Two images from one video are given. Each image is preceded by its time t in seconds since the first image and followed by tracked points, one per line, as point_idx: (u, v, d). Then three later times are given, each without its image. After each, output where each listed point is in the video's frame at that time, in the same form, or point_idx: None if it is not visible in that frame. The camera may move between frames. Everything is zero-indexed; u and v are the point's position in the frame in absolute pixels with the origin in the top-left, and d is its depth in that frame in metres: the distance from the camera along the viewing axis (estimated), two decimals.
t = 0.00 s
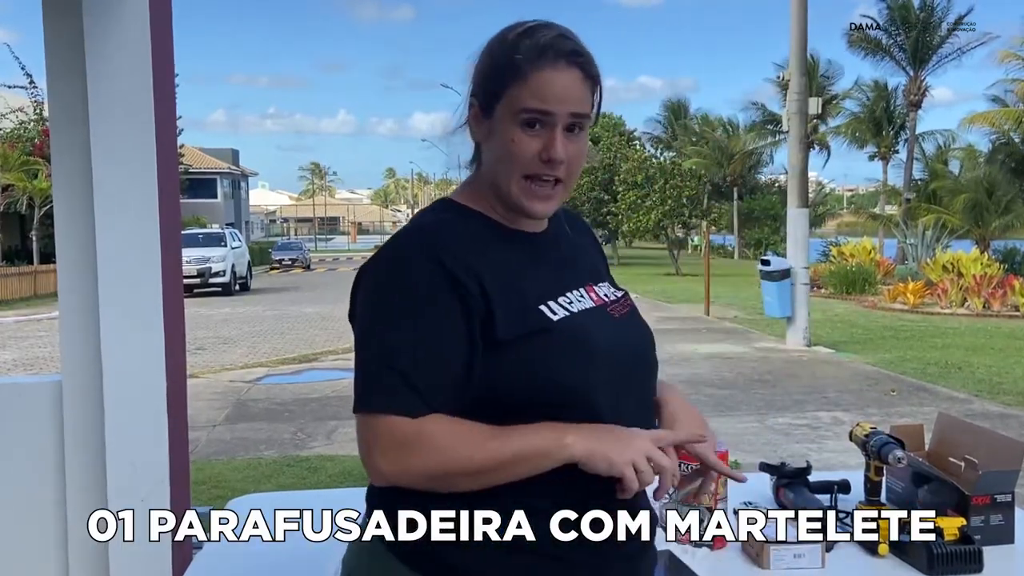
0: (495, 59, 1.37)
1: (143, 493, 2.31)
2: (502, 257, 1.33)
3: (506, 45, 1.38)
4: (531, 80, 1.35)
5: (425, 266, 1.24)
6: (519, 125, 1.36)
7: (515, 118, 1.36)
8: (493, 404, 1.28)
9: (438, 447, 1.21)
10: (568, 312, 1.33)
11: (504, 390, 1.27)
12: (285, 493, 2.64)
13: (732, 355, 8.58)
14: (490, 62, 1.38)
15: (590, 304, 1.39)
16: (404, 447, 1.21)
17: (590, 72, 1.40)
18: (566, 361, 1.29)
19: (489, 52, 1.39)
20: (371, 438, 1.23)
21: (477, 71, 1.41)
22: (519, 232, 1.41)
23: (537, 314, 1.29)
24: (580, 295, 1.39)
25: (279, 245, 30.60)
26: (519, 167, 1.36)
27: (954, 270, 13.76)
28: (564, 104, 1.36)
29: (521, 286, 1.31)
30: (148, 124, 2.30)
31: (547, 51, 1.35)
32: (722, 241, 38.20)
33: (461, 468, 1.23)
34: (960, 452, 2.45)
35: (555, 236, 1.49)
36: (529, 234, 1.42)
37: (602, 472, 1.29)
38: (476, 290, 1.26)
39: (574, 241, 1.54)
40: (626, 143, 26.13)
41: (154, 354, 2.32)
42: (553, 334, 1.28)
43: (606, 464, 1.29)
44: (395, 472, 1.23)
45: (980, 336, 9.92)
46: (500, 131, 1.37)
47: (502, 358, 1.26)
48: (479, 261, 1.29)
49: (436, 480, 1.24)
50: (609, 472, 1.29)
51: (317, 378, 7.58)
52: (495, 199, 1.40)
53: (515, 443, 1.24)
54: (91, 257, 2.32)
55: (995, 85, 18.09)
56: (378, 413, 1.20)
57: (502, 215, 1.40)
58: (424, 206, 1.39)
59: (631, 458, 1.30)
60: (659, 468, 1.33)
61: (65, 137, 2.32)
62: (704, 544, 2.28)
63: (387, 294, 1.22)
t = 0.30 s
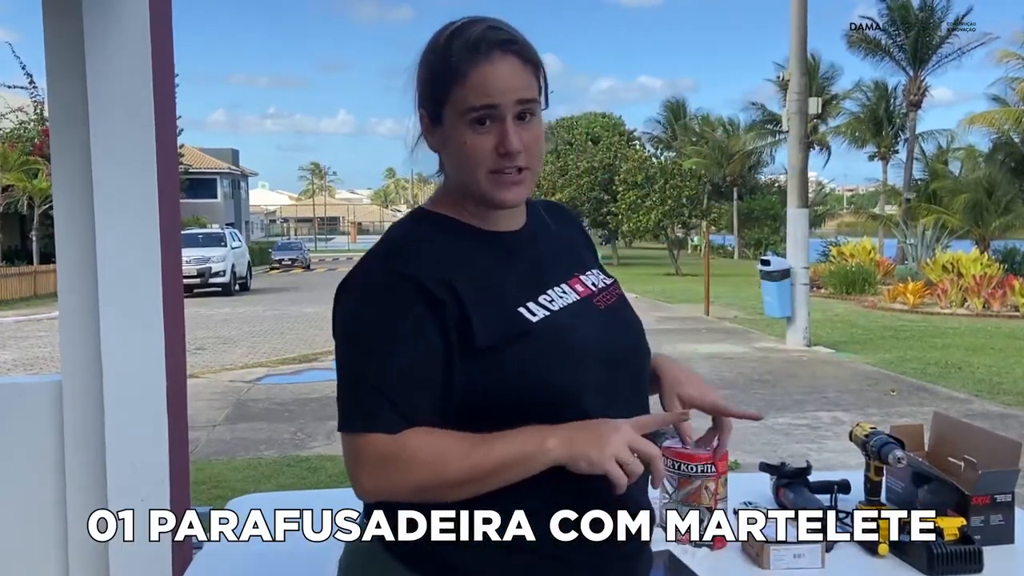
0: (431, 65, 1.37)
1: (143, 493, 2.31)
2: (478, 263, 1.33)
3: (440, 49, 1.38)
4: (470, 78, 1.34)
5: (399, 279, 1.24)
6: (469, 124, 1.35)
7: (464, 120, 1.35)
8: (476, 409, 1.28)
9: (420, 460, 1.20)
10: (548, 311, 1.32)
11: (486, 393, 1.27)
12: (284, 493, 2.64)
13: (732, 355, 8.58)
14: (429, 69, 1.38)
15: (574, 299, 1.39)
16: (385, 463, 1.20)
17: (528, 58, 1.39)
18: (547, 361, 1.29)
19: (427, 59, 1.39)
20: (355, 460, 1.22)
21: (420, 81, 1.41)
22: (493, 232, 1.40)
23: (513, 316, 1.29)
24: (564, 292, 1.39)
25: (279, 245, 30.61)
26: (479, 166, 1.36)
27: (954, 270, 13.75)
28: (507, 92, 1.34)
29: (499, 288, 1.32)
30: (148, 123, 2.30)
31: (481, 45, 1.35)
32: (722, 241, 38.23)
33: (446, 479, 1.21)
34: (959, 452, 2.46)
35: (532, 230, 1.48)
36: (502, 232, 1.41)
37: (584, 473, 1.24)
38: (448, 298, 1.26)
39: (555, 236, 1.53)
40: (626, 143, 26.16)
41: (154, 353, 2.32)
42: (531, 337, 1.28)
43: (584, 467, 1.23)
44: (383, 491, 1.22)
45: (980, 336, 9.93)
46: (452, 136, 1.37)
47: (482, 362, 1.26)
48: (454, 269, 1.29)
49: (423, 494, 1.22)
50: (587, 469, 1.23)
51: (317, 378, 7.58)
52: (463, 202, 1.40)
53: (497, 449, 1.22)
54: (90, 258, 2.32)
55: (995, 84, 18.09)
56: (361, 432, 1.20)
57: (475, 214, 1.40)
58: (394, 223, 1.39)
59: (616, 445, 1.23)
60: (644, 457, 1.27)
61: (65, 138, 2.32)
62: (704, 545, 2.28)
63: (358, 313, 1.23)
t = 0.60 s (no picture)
0: (425, 60, 1.36)
1: (143, 493, 2.31)
2: (463, 266, 1.33)
3: (432, 45, 1.36)
4: (466, 73, 1.33)
5: (383, 283, 1.24)
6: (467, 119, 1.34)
7: (461, 112, 1.33)
8: (464, 409, 1.28)
9: (406, 461, 1.21)
10: (532, 313, 1.32)
11: (470, 394, 1.27)
12: (284, 493, 2.64)
13: (732, 355, 8.59)
14: (421, 66, 1.36)
15: (560, 299, 1.39)
16: (371, 465, 1.21)
17: (517, 55, 1.39)
18: (532, 361, 1.29)
19: (418, 56, 1.38)
20: (343, 463, 1.23)
21: (407, 80, 1.40)
22: (480, 234, 1.40)
23: (497, 317, 1.29)
24: (550, 293, 1.39)
25: (279, 245, 30.60)
26: (481, 158, 1.34)
27: (954, 269, 13.75)
28: (504, 87, 1.34)
29: (483, 288, 1.32)
30: (148, 122, 2.30)
31: (477, 41, 1.35)
32: (721, 241, 38.22)
33: (430, 480, 1.22)
34: (959, 452, 2.46)
35: (518, 231, 1.47)
36: (487, 233, 1.41)
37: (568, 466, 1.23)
38: (429, 301, 1.26)
39: (543, 238, 1.52)
40: (626, 144, 26.17)
41: (155, 353, 2.32)
42: (514, 339, 1.28)
43: (565, 462, 1.23)
44: (373, 493, 1.23)
45: (980, 336, 9.92)
46: (449, 132, 1.35)
47: (465, 365, 1.26)
48: (436, 273, 1.29)
49: (410, 495, 1.23)
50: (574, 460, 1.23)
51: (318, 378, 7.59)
52: (455, 202, 1.39)
53: (480, 448, 1.22)
54: (90, 257, 2.32)
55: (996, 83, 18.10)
56: (347, 436, 1.21)
57: (461, 213, 1.39)
58: (379, 228, 1.39)
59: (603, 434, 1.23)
60: (629, 450, 1.25)
61: (64, 137, 2.32)
62: (704, 544, 2.28)
63: (340, 319, 1.23)
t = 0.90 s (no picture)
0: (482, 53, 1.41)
1: (178, 478, 2.47)
2: (482, 249, 1.35)
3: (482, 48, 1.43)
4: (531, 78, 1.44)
5: (404, 258, 1.26)
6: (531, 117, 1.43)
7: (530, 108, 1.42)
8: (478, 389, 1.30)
9: (439, 419, 1.20)
10: (536, 297, 1.37)
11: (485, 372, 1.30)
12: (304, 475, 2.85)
13: (712, 349, 8.97)
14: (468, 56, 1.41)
15: (552, 290, 1.42)
16: (400, 430, 1.21)
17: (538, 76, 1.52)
18: (535, 344, 1.33)
19: (486, 52, 1.41)
20: (373, 432, 1.23)
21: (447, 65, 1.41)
22: (493, 226, 1.43)
23: (506, 299, 1.32)
24: (545, 281, 1.43)
25: (301, 248, 31.14)
26: (530, 150, 1.42)
27: (913, 272, 14.08)
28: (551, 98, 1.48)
29: (490, 268, 1.34)
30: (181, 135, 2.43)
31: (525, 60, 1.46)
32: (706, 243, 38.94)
33: (456, 433, 1.21)
34: (921, 436, 2.27)
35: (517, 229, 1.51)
36: (499, 223, 1.45)
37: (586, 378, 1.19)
38: (448, 275, 1.28)
39: (536, 238, 1.56)
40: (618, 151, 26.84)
41: (188, 352, 2.46)
42: (522, 319, 1.32)
43: (579, 369, 1.18)
44: (404, 458, 1.23)
45: (938, 332, 10.24)
46: (517, 122, 1.40)
47: (481, 345, 1.29)
48: (453, 251, 1.30)
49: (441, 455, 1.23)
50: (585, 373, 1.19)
51: (335, 370, 8.01)
52: (496, 188, 1.43)
53: (498, 393, 1.21)
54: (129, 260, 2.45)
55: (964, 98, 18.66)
56: (375, 405, 1.21)
57: (486, 200, 1.42)
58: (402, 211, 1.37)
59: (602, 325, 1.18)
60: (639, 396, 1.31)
61: (104, 149, 2.44)
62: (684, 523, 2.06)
63: (360, 302, 1.24)
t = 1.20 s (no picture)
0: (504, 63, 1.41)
1: (177, 477, 2.46)
2: (499, 251, 1.35)
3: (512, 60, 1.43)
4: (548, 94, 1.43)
5: (428, 255, 1.25)
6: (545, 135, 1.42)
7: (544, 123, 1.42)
8: (493, 390, 1.30)
9: (467, 423, 1.21)
10: (554, 300, 1.36)
11: (501, 373, 1.29)
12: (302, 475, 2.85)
13: (712, 349, 8.97)
14: (500, 67, 1.41)
15: (563, 293, 1.41)
16: (426, 430, 1.20)
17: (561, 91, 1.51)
18: (552, 347, 1.32)
19: (507, 62, 1.41)
20: (392, 428, 1.22)
21: (477, 70, 1.41)
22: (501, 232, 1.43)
23: (526, 299, 1.31)
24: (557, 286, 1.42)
25: (300, 248, 31.15)
26: (539, 162, 1.41)
27: (914, 272, 14.07)
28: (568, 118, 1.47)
29: (508, 269, 1.33)
30: (180, 134, 2.43)
31: (549, 77, 1.45)
32: (705, 244, 38.92)
33: (483, 441, 1.22)
34: (920, 436, 2.27)
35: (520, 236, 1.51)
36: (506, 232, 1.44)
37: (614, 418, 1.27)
38: (471, 271, 1.27)
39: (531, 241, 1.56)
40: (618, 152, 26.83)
41: (188, 351, 2.46)
42: (542, 320, 1.31)
43: (608, 412, 1.26)
44: (428, 458, 1.22)
45: (938, 332, 10.25)
46: (527, 137, 1.40)
47: (501, 346, 1.29)
48: (473, 250, 1.30)
49: (465, 457, 1.23)
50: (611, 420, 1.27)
51: (335, 370, 8.01)
52: (499, 198, 1.42)
53: (531, 406, 1.24)
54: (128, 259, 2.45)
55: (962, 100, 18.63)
56: (400, 403, 1.20)
57: (493, 206, 1.42)
58: (416, 207, 1.37)
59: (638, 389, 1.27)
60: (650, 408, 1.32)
61: (103, 149, 2.44)
62: (684, 522, 2.06)
63: (380, 300, 1.22)
